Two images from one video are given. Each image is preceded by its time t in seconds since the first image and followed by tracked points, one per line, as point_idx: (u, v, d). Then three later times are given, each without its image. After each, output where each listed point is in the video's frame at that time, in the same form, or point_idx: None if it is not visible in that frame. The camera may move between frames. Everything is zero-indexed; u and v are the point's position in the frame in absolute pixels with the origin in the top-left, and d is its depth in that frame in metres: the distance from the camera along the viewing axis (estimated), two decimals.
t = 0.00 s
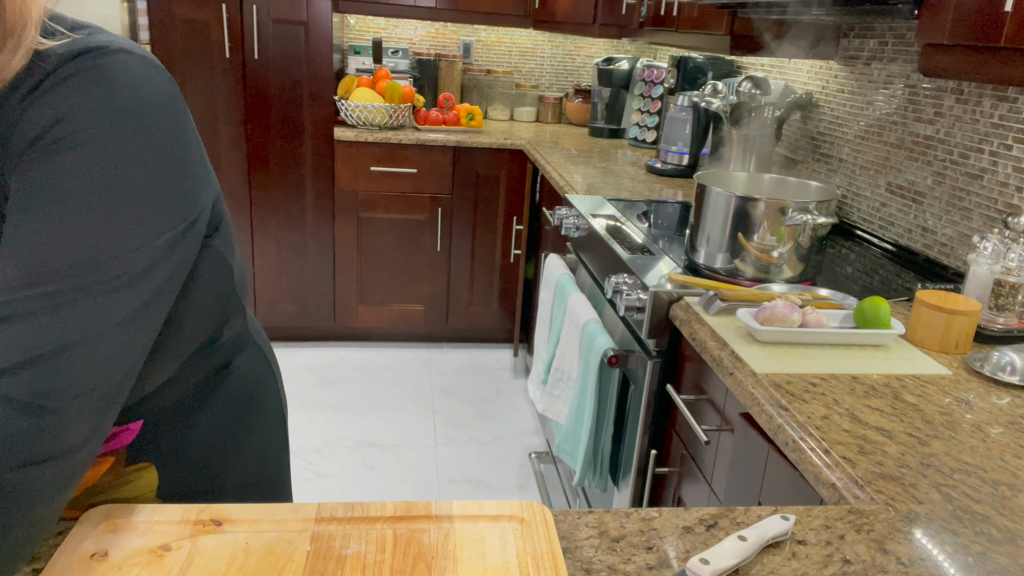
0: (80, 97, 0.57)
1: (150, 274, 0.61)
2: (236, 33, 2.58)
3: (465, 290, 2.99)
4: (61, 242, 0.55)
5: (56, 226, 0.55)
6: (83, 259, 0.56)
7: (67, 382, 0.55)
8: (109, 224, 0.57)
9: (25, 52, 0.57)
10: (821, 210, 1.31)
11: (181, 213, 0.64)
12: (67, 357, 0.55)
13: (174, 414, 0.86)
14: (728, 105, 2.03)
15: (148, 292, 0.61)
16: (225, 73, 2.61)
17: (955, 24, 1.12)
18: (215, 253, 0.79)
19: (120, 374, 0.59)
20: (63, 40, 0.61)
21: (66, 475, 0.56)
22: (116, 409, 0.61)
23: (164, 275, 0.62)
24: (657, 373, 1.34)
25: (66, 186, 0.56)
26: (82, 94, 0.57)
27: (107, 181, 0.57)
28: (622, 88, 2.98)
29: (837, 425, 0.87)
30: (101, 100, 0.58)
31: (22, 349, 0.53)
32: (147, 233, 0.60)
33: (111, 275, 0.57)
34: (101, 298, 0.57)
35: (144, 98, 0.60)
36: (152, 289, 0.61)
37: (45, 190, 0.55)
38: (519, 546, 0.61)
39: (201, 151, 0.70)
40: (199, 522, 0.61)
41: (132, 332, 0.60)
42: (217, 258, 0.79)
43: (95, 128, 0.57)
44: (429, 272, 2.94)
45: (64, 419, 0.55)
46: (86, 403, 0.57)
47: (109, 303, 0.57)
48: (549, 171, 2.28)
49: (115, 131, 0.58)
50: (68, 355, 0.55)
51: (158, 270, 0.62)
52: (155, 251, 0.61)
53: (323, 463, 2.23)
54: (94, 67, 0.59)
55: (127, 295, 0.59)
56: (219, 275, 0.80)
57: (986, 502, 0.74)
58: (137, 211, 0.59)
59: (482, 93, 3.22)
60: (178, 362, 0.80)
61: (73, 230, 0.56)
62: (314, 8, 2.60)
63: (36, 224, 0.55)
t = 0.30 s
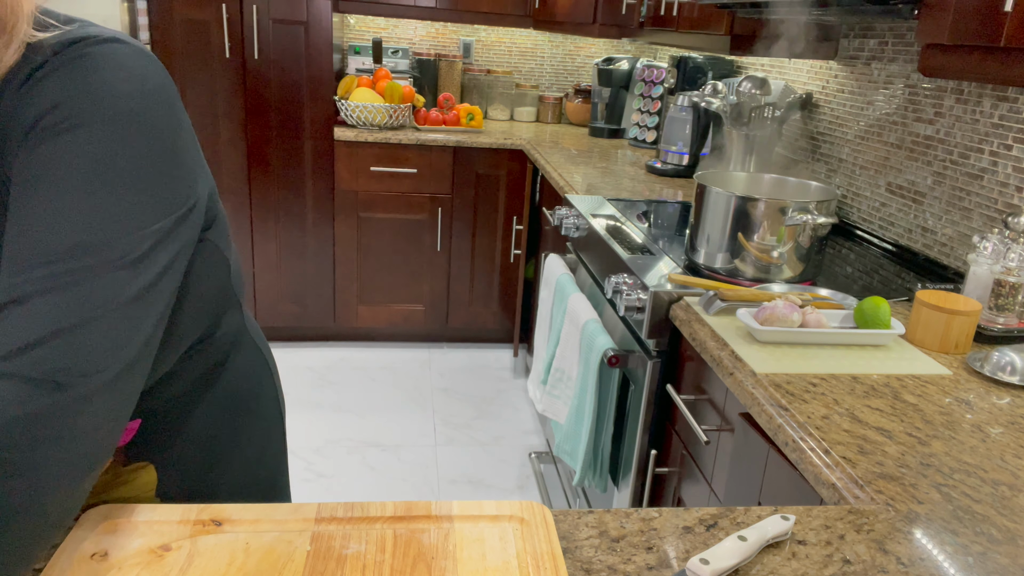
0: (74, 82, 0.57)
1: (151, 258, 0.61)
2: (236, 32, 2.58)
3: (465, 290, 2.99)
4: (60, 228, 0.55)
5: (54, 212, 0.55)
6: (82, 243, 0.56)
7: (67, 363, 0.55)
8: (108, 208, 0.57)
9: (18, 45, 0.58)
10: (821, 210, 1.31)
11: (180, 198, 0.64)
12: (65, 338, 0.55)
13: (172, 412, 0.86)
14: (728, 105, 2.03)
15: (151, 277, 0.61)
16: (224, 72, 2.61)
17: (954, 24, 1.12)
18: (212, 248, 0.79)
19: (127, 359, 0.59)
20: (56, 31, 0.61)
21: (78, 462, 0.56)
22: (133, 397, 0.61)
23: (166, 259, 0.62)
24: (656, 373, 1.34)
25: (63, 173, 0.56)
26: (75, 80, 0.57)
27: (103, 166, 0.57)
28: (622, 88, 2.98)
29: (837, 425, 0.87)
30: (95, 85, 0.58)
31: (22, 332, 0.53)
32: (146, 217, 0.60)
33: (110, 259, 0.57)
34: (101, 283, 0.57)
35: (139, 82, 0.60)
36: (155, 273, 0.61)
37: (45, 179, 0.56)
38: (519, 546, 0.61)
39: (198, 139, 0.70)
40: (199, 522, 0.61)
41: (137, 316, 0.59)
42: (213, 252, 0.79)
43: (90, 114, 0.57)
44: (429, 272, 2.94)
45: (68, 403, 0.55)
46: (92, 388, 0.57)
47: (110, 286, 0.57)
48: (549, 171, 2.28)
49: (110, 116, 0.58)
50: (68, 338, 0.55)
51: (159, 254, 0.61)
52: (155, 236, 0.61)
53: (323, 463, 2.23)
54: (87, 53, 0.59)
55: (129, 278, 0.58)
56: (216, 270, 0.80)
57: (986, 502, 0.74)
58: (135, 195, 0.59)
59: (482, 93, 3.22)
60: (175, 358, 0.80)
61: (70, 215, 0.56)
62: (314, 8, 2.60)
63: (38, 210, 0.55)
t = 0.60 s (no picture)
0: (70, 76, 0.58)
1: (151, 248, 0.61)
2: (236, 33, 2.58)
3: (465, 290, 2.99)
4: (59, 219, 0.55)
5: (52, 204, 0.55)
6: (80, 232, 0.56)
7: (73, 353, 0.55)
8: (108, 199, 0.57)
9: (15, 42, 0.58)
10: (821, 210, 1.31)
11: (177, 191, 0.64)
12: (67, 328, 0.55)
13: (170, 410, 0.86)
14: (728, 105, 2.03)
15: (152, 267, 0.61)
16: (224, 72, 2.61)
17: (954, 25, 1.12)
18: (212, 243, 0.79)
19: (132, 349, 0.59)
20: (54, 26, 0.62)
21: (90, 456, 0.56)
22: (137, 387, 0.61)
23: (167, 248, 0.62)
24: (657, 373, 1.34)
25: (62, 164, 0.56)
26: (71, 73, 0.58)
27: (101, 156, 0.57)
28: (622, 88, 2.98)
29: (838, 425, 0.87)
30: (91, 77, 0.58)
31: (23, 322, 0.53)
32: (145, 208, 0.60)
33: (109, 248, 0.57)
34: (100, 272, 0.57)
35: (135, 75, 0.60)
36: (155, 262, 0.61)
37: (43, 171, 0.56)
38: (519, 546, 0.61)
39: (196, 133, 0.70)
40: (199, 522, 0.61)
41: (138, 305, 0.59)
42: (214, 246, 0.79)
43: (89, 105, 0.57)
44: (429, 272, 2.94)
45: (74, 395, 0.55)
46: (96, 378, 0.56)
47: (109, 274, 0.57)
48: (549, 171, 2.29)
49: (108, 107, 0.58)
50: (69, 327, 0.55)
51: (159, 245, 0.61)
52: (155, 227, 0.61)
53: (323, 463, 2.23)
54: (82, 47, 0.59)
55: (129, 268, 0.58)
56: (214, 264, 0.80)
57: (986, 502, 0.74)
58: (135, 186, 0.59)
59: (482, 93, 3.22)
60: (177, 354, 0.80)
61: (69, 206, 0.56)
62: (314, 8, 2.60)
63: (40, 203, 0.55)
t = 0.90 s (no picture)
0: (75, 71, 0.58)
1: (161, 238, 0.61)
2: (236, 33, 2.58)
3: (465, 290, 2.99)
4: (73, 210, 0.56)
5: (65, 196, 0.56)
6: (88, 225, 0.56)
7: (83, 346, 0.55)
8: (115, 192, 0.57)
9: (21, 39, 0.57)
10: (821, 210, 1.31)
11: (184, 183, 0.64)
12: (82, 318, 0.55)
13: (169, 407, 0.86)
14: (728, 105, 2.03)
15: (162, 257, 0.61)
16: (225, 72, 2.61)
17: (954, 25, 1.12)
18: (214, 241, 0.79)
19: (141, 342, 0.59)
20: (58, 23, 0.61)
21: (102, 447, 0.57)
22: (150, 377, 0.62)
23: (174, 242, 0.62)
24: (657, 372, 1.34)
25: (69, 158, 0.56)
26: (75, 67, 0.58)
27: (110, 147, 0.57)
28: (622, 88, 2.98)
29: (837, 425, 0.87)
30: (97, 71, 0.58)
31: (39, 314, 0.54)
32: (154, 199, 0.60)
33: (122, 237, 0.57)
34: (114, 262, 0.57)
35: (140, 69, 0.61)
36: (162, 256, 0.61)
37: (54, 163, 0.56)
38: (519, 546, 0.61)
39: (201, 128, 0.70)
40: (199, 522, 0.61)
41: (149, 294, 0.59)
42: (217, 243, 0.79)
43: (94, 100, 0.57)
44: (429, 272, 2.94)
45: (91, 383, 0.56)
46: (113, 367, 0.57)
47: (118, 267, 0.57)
48: (549, 171, 2.29)
49: (113, 100, 0.58)
50: (84, 318, 0.55)
51: (167, 236, 0.61)
52: (164, 217, 0.61)
53: (323, 463, 2.23)
54: (85, 40, 0.59)
55: (137, 260, 0.58)
56: (216, 257, 0.80)
57: (986, 502, 0.74)
58: (141, 179, 0.59)
59: (482, 93, 3.22)
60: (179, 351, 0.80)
61: (82, 198, 0.56)
62: (314, 8, 2.60)
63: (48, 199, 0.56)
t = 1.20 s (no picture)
0: (103, 68, 0.61)
1: (188, 230, 0.62)
2: (236, 33, 2.58)
3: (465, 289, 2.99)
4: (104, 199, 0.57)
5: (96, 187, 0.57)
6: (116, 213, 0.57)
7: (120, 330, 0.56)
8: (144, 180, 0.58)
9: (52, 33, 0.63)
10: (821, 210, 1.31)
11: (209, 175, 0.65)
12: (113, 306, 0.55)
13: (175, 407, 0.85)
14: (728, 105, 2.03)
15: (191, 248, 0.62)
16: (225, 73, 2.61)
17: (954, 25, 1.12)
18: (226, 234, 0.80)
19: (173, 330, 0.60)
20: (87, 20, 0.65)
21: (137, 428, 0.58)
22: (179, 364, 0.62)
23: (199, 233, 0.63)
24: (656, 373, 1.34)
25: (99, 148, 0.58)
26: (99, 67, 0.61)
27: (136, 138, 0.59)
28: (622, 88, 2.98)
29: (838, 425, 0.87)
30: (125, 68, 0.61)
31: (76, 297, 0.55)
32: (183, 189, 0.61)
33: (152, 225, 0.58)
34: (145, 246, 0.58)
35: (163, 67, 0.63)
36: (189, 246, 0.61)
37: (84, 156, 0.58)
38: (519, 546, 0.61)
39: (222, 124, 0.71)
40: (199, 522, 0.61)
41: (179, 283, 0.60)
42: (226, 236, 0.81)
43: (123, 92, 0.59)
44: (429, 272, 2.94)
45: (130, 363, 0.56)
46: (151, 353, 0.58)
47: (151, 254, 0.58)
48: (549, 171, 2.29)
49: (142, 92, 0.60)
50: (118, 305, 0.56)
51: (193, 228, 0.62)
52: (191, 209, 0.62)
53: (323, 463, 2.23)
54: (109, 41, 0.62)
55: (167, 248, 0.59)
56: (228, 254, 0.81)
57: (986, 502, 0.74)
58: (170, 168, 0.60)
59: (482, 93, 3.22)
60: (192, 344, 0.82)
61: (113, 187, 0.57)
62: (314, 8, 2.60)
63: (80, 187, 0.57)
